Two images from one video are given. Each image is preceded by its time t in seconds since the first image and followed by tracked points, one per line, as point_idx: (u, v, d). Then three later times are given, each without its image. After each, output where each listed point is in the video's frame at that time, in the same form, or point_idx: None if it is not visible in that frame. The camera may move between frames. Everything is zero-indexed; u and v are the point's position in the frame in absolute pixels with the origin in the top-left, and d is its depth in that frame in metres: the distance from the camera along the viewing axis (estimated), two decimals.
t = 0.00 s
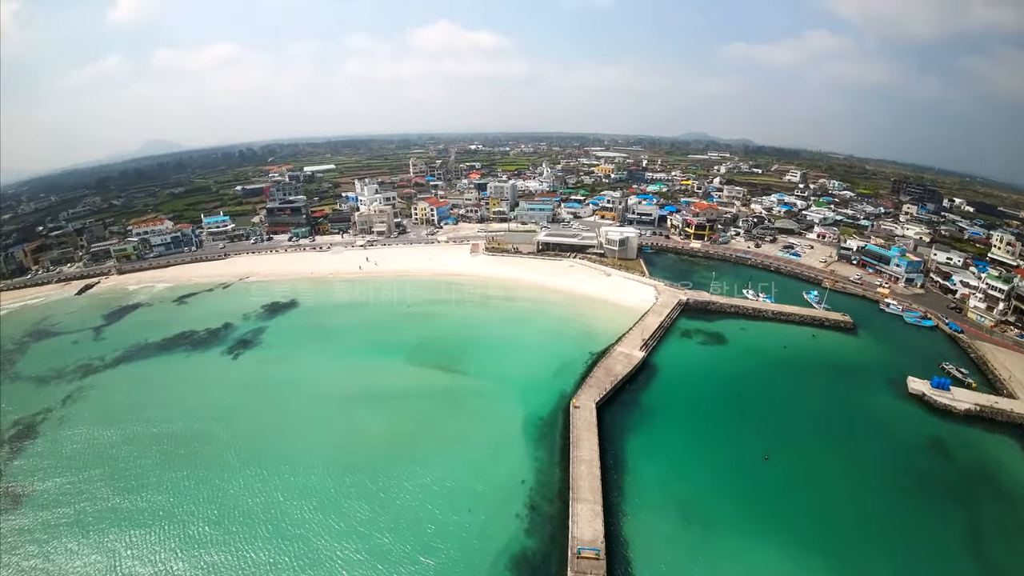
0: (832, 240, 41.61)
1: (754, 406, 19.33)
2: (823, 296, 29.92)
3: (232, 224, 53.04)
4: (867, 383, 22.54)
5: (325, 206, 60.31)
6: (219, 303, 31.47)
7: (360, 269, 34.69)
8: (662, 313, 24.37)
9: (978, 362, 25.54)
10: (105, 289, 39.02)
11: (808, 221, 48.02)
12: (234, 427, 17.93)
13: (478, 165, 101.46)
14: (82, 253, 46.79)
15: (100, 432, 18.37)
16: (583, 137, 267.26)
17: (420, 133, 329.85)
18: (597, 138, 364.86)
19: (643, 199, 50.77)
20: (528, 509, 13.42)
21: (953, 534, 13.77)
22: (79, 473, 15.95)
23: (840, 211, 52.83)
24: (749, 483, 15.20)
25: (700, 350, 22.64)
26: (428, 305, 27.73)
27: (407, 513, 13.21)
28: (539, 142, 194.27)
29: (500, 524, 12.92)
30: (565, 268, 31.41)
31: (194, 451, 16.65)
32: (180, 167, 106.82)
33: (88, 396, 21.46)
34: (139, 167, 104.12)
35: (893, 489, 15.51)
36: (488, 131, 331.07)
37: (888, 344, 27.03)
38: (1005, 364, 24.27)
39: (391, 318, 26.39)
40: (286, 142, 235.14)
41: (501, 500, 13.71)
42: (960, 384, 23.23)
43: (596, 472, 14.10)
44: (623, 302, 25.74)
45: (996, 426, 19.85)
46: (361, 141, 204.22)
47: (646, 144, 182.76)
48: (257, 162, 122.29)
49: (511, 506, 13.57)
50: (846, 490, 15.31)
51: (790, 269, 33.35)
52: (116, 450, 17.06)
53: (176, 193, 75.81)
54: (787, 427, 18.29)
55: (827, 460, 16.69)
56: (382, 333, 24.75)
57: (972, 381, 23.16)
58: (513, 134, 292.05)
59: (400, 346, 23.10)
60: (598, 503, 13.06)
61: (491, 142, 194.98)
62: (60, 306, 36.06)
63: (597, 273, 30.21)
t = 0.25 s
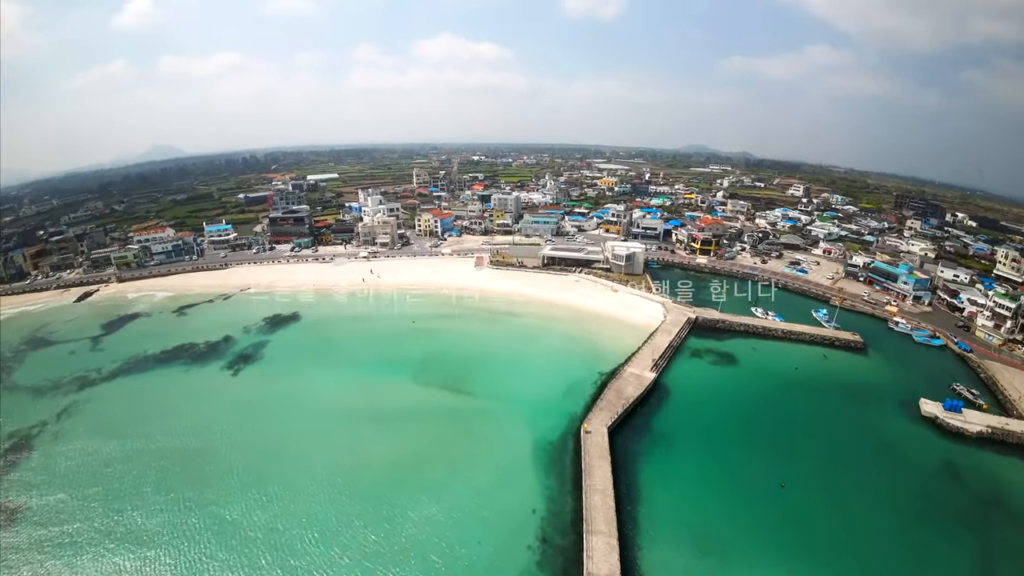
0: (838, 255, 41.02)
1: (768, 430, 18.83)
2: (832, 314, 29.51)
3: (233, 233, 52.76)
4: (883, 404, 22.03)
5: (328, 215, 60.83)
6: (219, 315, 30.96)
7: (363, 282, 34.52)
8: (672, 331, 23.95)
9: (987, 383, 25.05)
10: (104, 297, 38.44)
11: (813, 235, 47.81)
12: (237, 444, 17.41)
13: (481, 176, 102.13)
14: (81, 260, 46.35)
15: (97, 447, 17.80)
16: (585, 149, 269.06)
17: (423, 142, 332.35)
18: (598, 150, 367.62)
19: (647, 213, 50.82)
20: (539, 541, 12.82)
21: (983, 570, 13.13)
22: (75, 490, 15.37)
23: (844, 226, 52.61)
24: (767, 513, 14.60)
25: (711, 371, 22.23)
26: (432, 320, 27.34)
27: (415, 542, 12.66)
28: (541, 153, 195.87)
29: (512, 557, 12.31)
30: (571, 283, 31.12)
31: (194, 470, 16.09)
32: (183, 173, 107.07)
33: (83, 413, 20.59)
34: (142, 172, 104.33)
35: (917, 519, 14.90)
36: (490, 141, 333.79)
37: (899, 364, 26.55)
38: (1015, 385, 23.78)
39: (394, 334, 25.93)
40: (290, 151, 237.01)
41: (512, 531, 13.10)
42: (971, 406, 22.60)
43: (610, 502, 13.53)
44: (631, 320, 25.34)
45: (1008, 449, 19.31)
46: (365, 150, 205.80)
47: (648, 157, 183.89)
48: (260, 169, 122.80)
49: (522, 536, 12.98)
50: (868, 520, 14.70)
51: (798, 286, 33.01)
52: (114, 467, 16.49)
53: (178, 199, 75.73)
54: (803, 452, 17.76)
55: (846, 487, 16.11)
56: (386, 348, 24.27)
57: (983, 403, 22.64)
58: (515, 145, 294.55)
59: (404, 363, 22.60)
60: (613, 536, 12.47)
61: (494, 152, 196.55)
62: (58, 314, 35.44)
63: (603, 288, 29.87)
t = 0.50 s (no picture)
0: (844, 270, 40.60)
1: (783, 453, 18.32)
2: (841, 331, 29.16)
3: (235, 243, 52.62)
4: (898, 425, 21.54)
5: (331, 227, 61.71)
6: (220, 328, 30.53)
7: (366, 295, 34.44)
8: (681, 349, 23.56)
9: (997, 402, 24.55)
10: (103, 307, 37.95)
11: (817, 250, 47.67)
12: (238, 464, 16.87)
13: (483, 188, 102.76)
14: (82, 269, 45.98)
15: (93, 465, 17.18)
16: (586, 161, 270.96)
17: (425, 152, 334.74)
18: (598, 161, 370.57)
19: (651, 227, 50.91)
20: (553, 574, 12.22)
21: None
22: (69, 510, 14.78)
23: (847, 241, 52.42)
24: (786, 543, 14.00)
25: (722, 391, 21.81)
26: (437, 336, 26.96)
27: (424, 573, 12.10)
28: (543, 165, 197.49)
29: None
30: (577, 299, 30.86)
31: (194, 491, 15.54)
32: (186, 181, 107.41)
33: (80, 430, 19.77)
34: (144, 178, 104.45)
35: (943, 551, 14.31)
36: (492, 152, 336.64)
37: (911, 383, 26.10)
38: None
39: (398, 350, 25.50)
40: (294, 161, 239.22)
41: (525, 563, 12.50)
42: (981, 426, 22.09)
43: (626, 534, 12.98)
44: (639, 338, 24.99)
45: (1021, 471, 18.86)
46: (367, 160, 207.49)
47: (648, 169, 185.79)
48: (263, 178, 123.34)
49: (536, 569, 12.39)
50: (892, 551, 14.09)
51: (805, 302, 32.72)
52: (111, 486, 15.93)
53: (181, 207, 75.76)
54: (820, 477, 17.20)
55: (867, 515, 15.53)
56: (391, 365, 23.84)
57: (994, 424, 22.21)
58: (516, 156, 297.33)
59: (409, 380, 22.13)
60: (630, 571, 11.88)
61: (496, 163, 198.56)
62: (55, 323, 34.88)
63: (609, 304, 29.59)
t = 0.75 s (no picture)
0: (847, 282, 40.32)
1: (797, 473, 17.90)
2: (847, 345, 28.90)
3: (234, 254, 52.20)
4: (912, 442, 21.14)
5: (333, 237, 62.73)
6: (219, 342, 29.94)
7: (368, 308, 34.12)
8: (689, 365, 23.21)
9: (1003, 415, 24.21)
10: (98, 319, 37.22)
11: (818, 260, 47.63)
12: (238, 486, 16.31)
13: (483, 198, 103.16)
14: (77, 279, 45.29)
15: (89, 486, 16.57)
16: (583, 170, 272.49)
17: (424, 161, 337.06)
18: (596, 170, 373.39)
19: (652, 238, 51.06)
20: None
21: None
22: (64, 535, 14.23)
23: (848, 251, 52.43)
24: (804, 569, 13.50)
25: (732, 409, 21.46)
26: (440, 351, 26.55)
27: None
28: (542, 175, 199.79)
29: None
30: (581, 312, 30.55)
31: (192, 515, 14.96)
32: (184, 188, 107.19)
33: (70, 452, 18.91)
34: (142, 185, 104.02)
35: None
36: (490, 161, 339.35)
37: (920, 397, 25.74)
38: None
39: (401, 366, 25.03)
40: (293, 169, 240.49)
41: None
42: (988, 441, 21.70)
43: (642, 563, 12.46)
44: (646, 353, 24.63)
45: None
46: (368, 169, 208.93)
47: (647, 179, 187.33)
48: (262, 186, 123.34)
49: None
50: None
51: (810, 315, 32.47)
52: (107, 509, 15.37)
53: (179, 215, 75.36)
54: (836, 498, 16.74)
55: (885, 538, 15.06)
56: (395, 381, 23.38)
57: (1002, 438, 21.87)
58: (515, 165, 299.55)
59: (414, 397, 21.64)
60: None
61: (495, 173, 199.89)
62: (49, 336, 34.08)
63: (614, 318, 29.28)
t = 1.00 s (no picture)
0: (851, 291, 39.94)
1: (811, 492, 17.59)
2: (855, 356, 28.62)
3: (234, 264, 51.90)
4: (926, 456, 20.82)
5: (334, 246, 63.38)
6: (219, 356, 29.44)
7: (370, 320, 33.81)
8: (698, 380, 22.92)
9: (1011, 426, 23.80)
10: (95, 330, 36.57)
11: (821, 268, 47.49)
12: (242, 506, 15.90)
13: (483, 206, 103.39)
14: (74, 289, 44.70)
15: (91, 506, 16.11)
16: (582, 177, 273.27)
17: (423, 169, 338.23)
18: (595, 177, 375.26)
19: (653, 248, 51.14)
20: None
21: None
22: (66, 557, 13.85)
23: (849, 259, 52.32)
24: None
25: (743, 426, 21.19)
26: (446, 364, 26.23)
27: None
28: (540, 183, 200.64)
29: None
30: (587, 324, 30.34)
31: (195, 537, 14.54)
32: (184, 196, 106.95)
33: (70, 468, 18.47)
34: (141, 192, 103.72)
35: None
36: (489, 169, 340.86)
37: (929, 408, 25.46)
38: None
39: (406, 380, 24.64)
40: (292, 176, 241.08)
41: None
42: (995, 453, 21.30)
43: None
44: (654, 367, 24.37)
45: None
46: (367, 177, 209.40)
47: (645, 186, 188.45)
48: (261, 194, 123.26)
49: None
50: None
51: (815, 325, 32.23)
52: (109, 529, 14.96)
53: (178, 224, 75.00)
54: (852, 518, 16.42)
55: (904, 561, 14.71)
56: (400, 396, 22.99)
57: (1011, 450, 21.57)
58: (514, 173, 301.09)
59: (420, 414, 21.23)
60: None
61: (495, 181, 200.70)
62: (46, 348, 33.41)
63: (620, 330, 29.04)
